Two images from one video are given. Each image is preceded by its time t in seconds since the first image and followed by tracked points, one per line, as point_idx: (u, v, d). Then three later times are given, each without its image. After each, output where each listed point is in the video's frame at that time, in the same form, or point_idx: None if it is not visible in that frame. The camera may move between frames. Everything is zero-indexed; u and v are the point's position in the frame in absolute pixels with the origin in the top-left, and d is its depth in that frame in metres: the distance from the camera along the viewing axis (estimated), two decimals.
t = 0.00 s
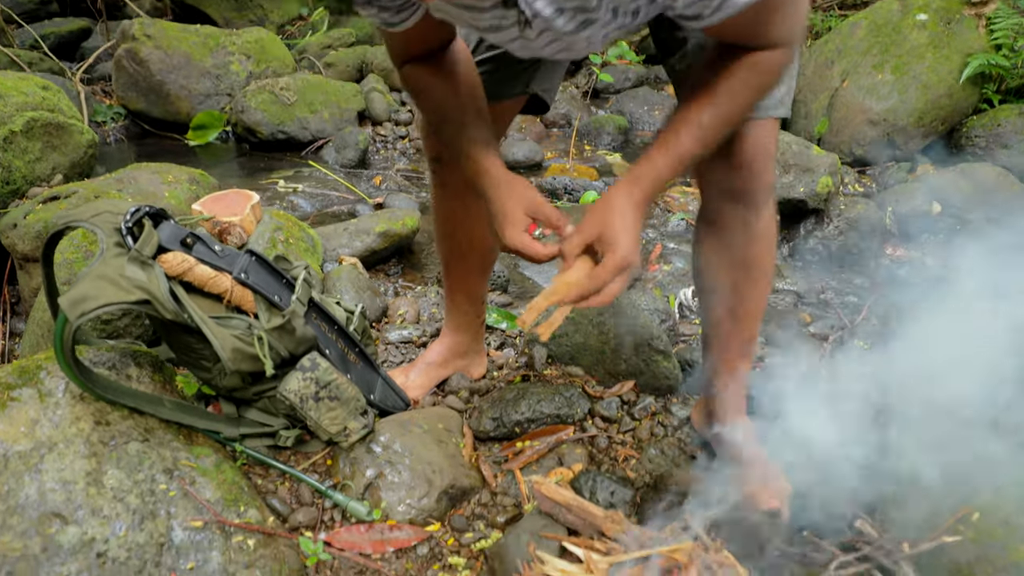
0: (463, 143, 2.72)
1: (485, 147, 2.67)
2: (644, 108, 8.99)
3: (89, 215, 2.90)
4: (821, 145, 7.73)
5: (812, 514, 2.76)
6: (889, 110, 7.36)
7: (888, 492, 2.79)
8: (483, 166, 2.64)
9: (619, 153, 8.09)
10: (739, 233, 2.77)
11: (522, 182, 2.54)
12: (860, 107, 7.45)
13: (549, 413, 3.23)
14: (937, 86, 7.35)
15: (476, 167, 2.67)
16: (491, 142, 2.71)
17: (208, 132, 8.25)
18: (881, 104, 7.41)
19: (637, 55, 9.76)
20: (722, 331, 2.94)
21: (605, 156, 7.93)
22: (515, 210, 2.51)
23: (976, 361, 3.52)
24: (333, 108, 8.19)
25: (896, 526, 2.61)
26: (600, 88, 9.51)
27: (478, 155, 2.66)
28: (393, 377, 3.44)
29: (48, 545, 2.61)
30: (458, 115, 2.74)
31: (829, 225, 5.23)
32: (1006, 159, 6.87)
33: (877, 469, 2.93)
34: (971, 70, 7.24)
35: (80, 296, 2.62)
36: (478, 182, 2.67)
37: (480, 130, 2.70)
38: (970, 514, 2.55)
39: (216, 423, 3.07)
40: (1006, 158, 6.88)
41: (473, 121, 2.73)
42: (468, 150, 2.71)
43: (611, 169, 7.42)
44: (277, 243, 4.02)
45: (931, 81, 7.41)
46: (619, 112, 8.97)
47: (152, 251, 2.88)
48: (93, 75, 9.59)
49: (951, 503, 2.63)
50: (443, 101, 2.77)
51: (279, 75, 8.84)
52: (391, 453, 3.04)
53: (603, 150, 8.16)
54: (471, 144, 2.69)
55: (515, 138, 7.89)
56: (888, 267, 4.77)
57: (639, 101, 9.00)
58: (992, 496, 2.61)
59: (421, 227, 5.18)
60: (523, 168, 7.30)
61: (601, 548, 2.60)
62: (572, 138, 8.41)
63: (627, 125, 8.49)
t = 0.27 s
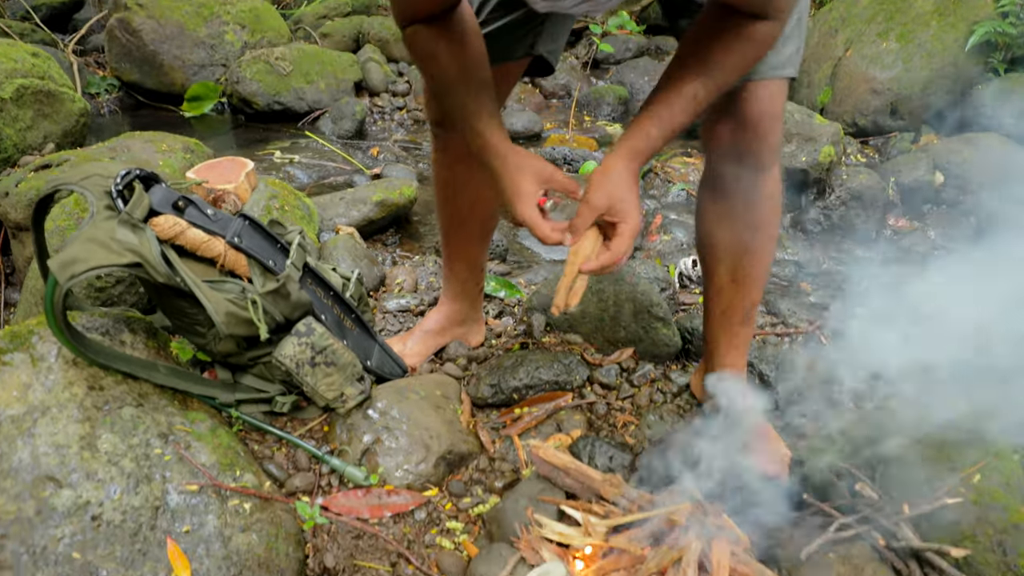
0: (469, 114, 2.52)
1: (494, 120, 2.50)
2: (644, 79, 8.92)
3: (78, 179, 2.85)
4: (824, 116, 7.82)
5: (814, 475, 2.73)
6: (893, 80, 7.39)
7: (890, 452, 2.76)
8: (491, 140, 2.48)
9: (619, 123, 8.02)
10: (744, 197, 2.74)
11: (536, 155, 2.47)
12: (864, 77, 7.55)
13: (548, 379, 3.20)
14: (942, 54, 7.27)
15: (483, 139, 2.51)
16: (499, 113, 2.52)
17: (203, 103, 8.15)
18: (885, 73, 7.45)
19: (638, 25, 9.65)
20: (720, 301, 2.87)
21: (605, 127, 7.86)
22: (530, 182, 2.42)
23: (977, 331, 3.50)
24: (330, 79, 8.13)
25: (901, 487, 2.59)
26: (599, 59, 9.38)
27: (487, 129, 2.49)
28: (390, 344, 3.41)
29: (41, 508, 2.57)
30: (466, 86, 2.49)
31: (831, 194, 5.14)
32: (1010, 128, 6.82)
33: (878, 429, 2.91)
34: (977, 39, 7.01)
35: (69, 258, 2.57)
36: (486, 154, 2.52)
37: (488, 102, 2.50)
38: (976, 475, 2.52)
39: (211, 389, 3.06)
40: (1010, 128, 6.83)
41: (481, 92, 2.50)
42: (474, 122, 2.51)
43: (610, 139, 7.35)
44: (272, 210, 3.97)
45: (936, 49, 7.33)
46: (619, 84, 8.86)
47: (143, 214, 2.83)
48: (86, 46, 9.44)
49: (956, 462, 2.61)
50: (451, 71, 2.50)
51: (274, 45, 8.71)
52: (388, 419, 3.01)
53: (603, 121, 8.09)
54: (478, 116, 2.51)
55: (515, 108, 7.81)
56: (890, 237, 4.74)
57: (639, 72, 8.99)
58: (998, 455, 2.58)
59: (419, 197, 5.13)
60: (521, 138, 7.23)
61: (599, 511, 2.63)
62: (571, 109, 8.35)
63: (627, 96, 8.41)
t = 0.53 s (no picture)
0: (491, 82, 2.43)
1: (518, 91, 2.42)
2: (646, 47, 8.80)
3: (65, 135, 2.79)
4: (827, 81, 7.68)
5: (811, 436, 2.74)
6: (897, 47, 7.29)
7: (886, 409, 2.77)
8: (514, 110, 2.43)
9: (619, 91, 7.91)
10: (750, 154, 2.71)
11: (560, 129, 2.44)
12: (869, 44, 7.43)
13: (545, 342, 3.18)
14: (948, 21, 7.12)
15: (507, 110, 2.44)
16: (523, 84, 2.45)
17: (198, 71, 8.03)
18: (889, 40, 7.33)
19: None
20: (721, 261, 2.90)
21: (605, 94, 7.75)
22: (554, 154, 2.39)
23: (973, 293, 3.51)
24: (325, 46, 7.99)
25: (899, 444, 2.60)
26: (600, 26, 9.21)
27: (511, 100, 2.42)
28: (386, 308, 3.38)
29: (32, 466, 2.54)
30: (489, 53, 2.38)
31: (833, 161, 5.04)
32: (1015, 97, 6.74)
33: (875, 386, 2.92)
34: (985, 4, 6.88)
35: (55, 215, 2.54)
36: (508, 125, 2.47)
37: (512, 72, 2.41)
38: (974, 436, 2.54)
39: (204, 349, 3.03)
40: (1015, 96, 6.75)
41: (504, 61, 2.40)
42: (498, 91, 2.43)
43: (610, 107, 7.25)
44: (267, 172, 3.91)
45: (943, 15, 7.17)
46: (619, 52, 8.75)
47: (132, 170, 2.77)
48: (77, 12, 9.25)
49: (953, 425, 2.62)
50: (472, 36, 2.36)
51: (269, 11, 8.55)
52: (384, 380, 2.98)
53: (603, 89, 7.98)
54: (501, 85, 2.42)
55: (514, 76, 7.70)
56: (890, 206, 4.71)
57: (640, 39, 8.88)
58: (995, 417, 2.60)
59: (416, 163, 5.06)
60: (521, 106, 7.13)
61: (596, 471, 2.63)
62: (570, 76, 8.26)
63: (627, 63, 8.29)
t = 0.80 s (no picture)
0: (494, 56, 2.42)
1: (523, 64, 2.41)
2: (648, 12, 8.63)
3: (53, 92, 2.72)
4: (831, 46, 7.52)
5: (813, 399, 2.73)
6: (904, 12, 7.16)
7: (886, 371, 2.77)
8: (519, 84, 2.42)
9: (620, 58, 7.79)
10: (762, 112, 2.63)
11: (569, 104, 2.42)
12: (875, 8, 7.21)
13: (544, 306, 3.15)
14: None
15: (512, 83, 2.44)
16: (528, 57, 2.42)
17: (192, 38, 7.79)
18: (896, 5, 7.19)
19: None
20: (727, 223, 2.87)
21: (607, 61, 7.62)
22: (558, 129, 2.39)
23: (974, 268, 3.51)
24: (321, 10, 7.82)
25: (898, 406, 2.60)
26: None
27: (515, 74, 2.41)
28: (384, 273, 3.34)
29: (25, 426, 2.50)
30: (490, 28, 2.36)
31: (836, 127, 4.90)
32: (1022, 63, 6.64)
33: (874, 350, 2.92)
34: None
35: (43, 172, 2.48)
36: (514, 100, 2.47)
37: (515, 45, 2.39)
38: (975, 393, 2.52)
39: (199, 313, 2.99)
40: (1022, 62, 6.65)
41: (507, 35, 2.37)
42: (503, 65, 2.42)
43: (611, 73, 7.13)
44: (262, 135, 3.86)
45: None
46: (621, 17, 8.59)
47: (121, 128, 2.70)
48: None
49: (954, 379, 2.61)
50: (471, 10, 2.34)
51: None
52: (381, 344, 2.96)
53: (604, 55, 7.85)
54: (505, 59, 2.41)
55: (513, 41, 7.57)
56: (894, 174, 4.66)
57: (642, 4, 8.69)
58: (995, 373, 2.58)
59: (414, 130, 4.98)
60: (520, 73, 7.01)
61: (594, 433, 2.62)
62: (571, 43, 8.12)
63: (629, 30, 8.15)
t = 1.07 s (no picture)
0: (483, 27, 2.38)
1: (508, 40, 2.35)
2: None
3: (39, 50, 2.65)
4: (837, 13, 7.38)
5: (816, 362, 2.70)
6: None
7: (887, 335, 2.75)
8: (505, 58, 2.36)
9: (622, 25, 7.64)
10: (771, 70, 2.56)
11: (556, 82, 2.33)
12: None
13: (544, 271, 3.11)
14: None
15: (500, 57, 2.38)
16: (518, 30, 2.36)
17: (186, 5, 7.65)
18: None
19: None
20: (730, 185, 2.82)
21: (609, 28, 7.48)
22: (541, 107, 2.33)
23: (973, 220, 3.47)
24: None
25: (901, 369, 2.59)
26: None
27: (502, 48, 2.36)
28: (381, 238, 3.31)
29: (17, 389, 2.46)
30: None
31: (841, 93, 4.82)
32: None
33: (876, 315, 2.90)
34: None
35: (30, 130, 2.42)
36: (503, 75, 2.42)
37: (504, 17, 2.34)
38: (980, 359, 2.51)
39: (194, 277, 2.96)
40: None
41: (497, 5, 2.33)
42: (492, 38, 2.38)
43: (613, 40, 6.99)
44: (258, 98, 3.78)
45: None
46: None
47: (109, 86, 2.61)
48: None
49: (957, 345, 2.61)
50: None
51: None
52: (379, 308, 2.94)
53: (605, 23, 7.71)
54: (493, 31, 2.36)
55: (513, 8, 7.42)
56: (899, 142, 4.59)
57: None
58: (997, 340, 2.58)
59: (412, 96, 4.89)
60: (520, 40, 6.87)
61: (595, 395, 2.58)
62: (572, 11, 7.96)
63: None
